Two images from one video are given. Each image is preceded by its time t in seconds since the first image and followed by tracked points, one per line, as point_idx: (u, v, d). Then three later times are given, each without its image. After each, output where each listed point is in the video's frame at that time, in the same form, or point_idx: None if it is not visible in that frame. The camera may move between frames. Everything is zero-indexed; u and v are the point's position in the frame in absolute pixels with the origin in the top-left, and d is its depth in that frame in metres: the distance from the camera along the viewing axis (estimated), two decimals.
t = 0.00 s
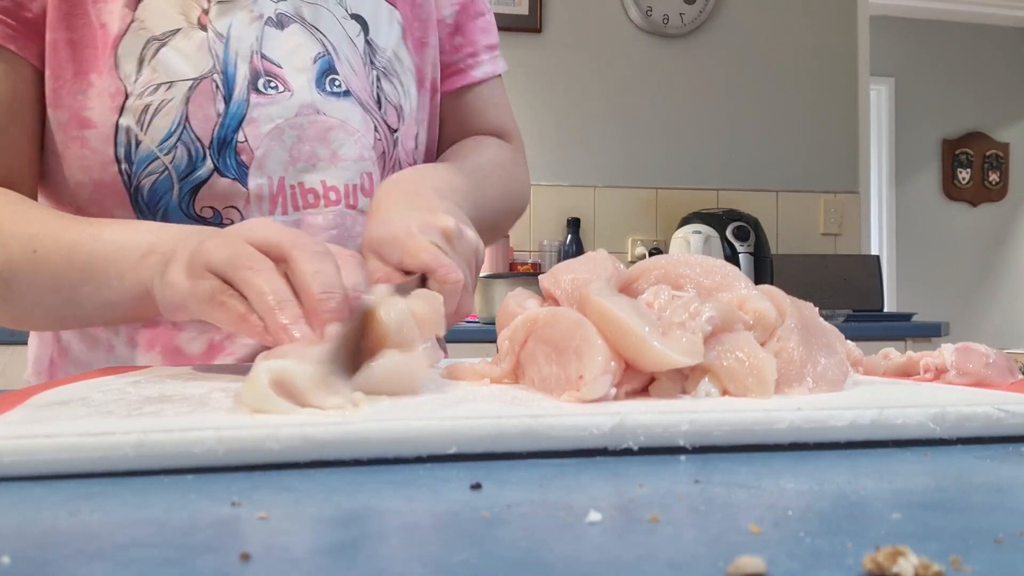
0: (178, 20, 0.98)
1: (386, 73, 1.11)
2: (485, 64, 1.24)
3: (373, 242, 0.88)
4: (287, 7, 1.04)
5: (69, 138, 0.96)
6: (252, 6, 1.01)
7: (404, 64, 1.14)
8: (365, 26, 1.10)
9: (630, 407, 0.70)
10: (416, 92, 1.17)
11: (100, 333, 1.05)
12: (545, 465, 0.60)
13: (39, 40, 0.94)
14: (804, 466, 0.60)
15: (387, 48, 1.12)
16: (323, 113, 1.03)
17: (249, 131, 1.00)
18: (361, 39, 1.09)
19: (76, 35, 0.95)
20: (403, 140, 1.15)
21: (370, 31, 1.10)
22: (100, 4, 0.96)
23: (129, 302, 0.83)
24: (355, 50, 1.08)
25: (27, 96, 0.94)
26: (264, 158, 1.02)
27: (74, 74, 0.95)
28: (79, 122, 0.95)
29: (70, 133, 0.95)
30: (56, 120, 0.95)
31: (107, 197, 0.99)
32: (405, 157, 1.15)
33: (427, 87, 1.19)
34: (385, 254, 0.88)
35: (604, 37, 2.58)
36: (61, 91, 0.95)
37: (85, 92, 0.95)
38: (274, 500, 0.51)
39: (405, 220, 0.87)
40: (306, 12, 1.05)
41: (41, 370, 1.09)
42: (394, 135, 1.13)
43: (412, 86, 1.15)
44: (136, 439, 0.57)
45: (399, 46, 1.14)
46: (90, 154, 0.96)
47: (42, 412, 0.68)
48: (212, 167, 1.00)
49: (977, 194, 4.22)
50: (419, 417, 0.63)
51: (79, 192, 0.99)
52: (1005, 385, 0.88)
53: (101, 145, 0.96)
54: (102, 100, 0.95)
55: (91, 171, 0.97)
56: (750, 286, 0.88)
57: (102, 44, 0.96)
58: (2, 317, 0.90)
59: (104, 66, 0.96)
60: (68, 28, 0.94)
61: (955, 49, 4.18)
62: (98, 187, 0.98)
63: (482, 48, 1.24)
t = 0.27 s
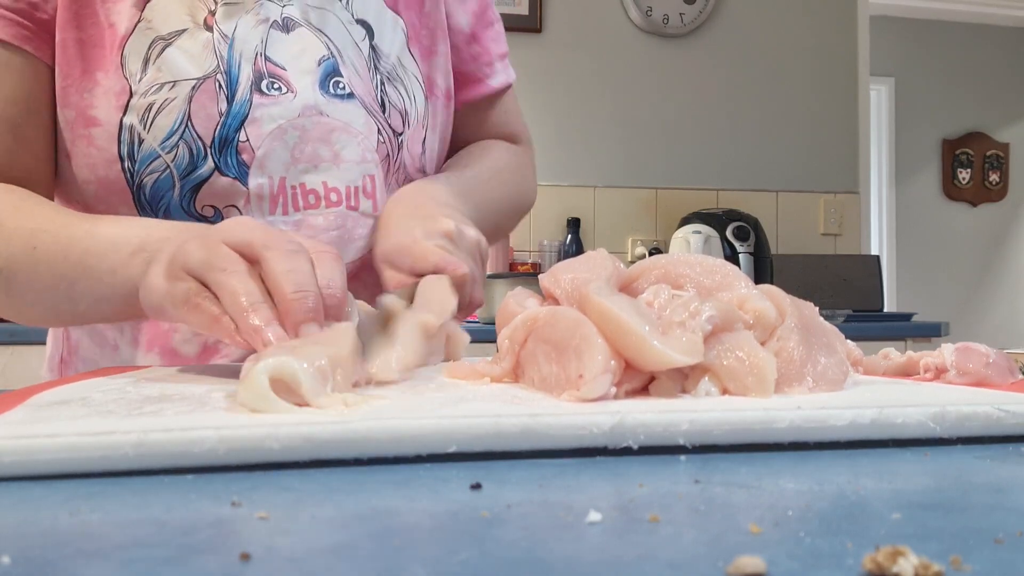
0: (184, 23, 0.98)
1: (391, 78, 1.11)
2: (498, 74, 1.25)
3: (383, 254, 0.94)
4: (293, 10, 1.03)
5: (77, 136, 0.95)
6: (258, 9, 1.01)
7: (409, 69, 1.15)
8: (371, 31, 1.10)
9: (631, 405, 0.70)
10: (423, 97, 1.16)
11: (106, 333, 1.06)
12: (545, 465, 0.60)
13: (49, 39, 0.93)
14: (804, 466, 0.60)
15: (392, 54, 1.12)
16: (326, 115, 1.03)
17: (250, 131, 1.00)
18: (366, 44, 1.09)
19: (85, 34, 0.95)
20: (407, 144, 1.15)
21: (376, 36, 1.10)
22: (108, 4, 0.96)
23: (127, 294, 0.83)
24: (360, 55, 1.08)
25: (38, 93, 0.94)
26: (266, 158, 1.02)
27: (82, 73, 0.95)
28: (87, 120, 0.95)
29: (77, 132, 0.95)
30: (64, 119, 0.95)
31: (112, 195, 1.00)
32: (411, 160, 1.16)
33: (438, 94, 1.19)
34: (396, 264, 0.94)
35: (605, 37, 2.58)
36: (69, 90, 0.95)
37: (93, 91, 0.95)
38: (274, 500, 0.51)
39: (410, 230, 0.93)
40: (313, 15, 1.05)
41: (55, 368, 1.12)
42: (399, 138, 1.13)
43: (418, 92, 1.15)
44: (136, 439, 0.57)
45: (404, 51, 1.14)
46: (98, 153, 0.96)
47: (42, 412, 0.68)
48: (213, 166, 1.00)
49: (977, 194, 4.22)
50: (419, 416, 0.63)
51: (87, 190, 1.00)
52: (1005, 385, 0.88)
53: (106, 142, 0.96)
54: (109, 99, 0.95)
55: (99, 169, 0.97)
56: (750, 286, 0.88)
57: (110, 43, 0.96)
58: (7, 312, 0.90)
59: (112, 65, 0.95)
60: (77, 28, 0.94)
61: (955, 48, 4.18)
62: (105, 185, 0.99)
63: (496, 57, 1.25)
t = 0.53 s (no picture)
0: (202, 24, 0.99)
1: (408, 86, 1.13)
2: (501, 87, 1.26)
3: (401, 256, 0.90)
4: (310, 19, 1.06)
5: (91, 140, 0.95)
6: (277, 16, 1.03)
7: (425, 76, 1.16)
8: (388, 40, 1.12)
9: (630, 404, 0.69)
10: (442, 106, 1.17)
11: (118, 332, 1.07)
12: (545, 464, 0.60)
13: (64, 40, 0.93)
14: (803, 465, 0.60)
15: (407, 62, 1.14)
16: (342, 122, 1.05)
17: (267, 135, 1.01)
18: (384, 53, 1.11)
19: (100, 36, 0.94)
20: (421, 152, 1.15)
21: (392, 45, 1.13)
22: (125, 6, 0.96)
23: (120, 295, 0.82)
24: (377, 63, 1.10)
25: (49, 93, 0.93)
26: (281, 163, 1.02)
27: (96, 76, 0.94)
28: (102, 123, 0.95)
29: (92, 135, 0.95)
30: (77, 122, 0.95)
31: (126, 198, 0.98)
32: (424, 168, 1.17)
33: (454, 103, 1.19)
34: (414, 266, 0.89)
35: (605, 37, 2.58)
36: (83, 93, 0.94)
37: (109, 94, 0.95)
38: (274, 500, 0.51)
39: (431, 233, 0.90)
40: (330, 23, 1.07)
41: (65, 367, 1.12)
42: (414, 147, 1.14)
43: (437, 100, 1.16)
44: (137, 438, 0.57)
45: (421, 60, 1.16)
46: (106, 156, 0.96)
47: (42, 412, 0.68)
48: (229, 170, 1.00)
49: (977, 194, 4.22)
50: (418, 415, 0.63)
51: (99, 194, 0.99)
52: (1004, 385, 0.88)
53: (120, 146, 0.95)
54: (125, 101, 0.95)
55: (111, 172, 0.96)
56: (751, 285, 0.88)
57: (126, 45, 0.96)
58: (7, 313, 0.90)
59: (129, 67, 0.95)
60: (93, 30, 0.94)
61: (955, 48, 4.18)
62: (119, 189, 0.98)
63: (497, 72, 1.25)
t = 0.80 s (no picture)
0: (221, 13, 1.06)
1: (428, 86, 1.15)
2: (526, 96, 1.28)
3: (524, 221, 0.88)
4: (332, 14, 1.11)
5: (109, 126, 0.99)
6: (299, 11, 1.09)
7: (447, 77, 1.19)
8: (409, 37, 1.16)
9: (630, 404, 0.69)
10: (459, 107, 1.20)
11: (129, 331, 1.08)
12: (545, 465, 0.59)
13: (81, 32, 0.98)
14: (803, 466, 0.60)
15: (428, 62, 1.17)
16: (359, 116, 1.09)
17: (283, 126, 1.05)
18: (405, 50, 1.15)
19: (119, 26, 1.00)
20: (439, 151, 1.16)
21: (414, 44, 1.16)
22: None
23: (107, 248, 0.82)
24: (398, 59, 1.14)
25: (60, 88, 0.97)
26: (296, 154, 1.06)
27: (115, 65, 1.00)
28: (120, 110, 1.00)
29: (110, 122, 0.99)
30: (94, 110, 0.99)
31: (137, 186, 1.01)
32: (442, 168, 1.17)
33: (473, 106, 1.23)
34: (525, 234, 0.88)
35: (605, 36, 2.58)
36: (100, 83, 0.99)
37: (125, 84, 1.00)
38: (273, 500, 0.51)
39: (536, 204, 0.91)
40: (352, 20, 1.11)
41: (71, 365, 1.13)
42: (433, 145, 1.15)
43: (454, 101, 1.19)
44: (136, 438, 0.57)
45: (441, 61, 1.19)
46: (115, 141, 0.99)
47: (40, 412, 0.67)
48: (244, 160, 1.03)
49: (978, 194, 4.22)
50: (418, 415, 0.62)
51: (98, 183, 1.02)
52: (1005, 385, 0.88)
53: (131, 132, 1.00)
54: (142, 88, 1.01)
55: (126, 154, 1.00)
56: (751, 285, 0.88)
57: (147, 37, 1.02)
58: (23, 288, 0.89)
59: (147, 55, 1.01)
60: (112, 20, 0.99)
61: (956, 48, 4.18)
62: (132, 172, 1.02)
63: (523, 80, 1.28)
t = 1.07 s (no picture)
0: None
1: (460, 79, 1.18)
2: (553, 101, 1.40)
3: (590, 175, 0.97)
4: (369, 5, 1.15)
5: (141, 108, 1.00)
6: None
7: (477, 70, 1.24)
8: (441, 31, 1.19)
9: (630, 404, 0.69)
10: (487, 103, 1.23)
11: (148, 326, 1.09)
12: (545, 465, 0.60)
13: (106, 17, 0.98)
14: (803, 466, 0.60)
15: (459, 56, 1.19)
16: (395, 103, 1.11)
17: (322, 109, 1.08)
18: (438, 44, 1.18)
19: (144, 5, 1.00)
20: (472, 143, 1.19)
21: (447, 38, 1.19)
22: None
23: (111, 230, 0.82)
24: (433, 51, 1.17)
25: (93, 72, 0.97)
26: (334, 137, 1.09)
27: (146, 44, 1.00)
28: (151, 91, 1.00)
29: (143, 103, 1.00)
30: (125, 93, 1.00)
31: (171, 167, 1.03)
32: (474, 163, 1.20)
33: (501, 106, 1.32)
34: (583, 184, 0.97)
35: (605, 36, 2.58)
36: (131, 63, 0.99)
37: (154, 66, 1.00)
38: (273, 500, 0.51)
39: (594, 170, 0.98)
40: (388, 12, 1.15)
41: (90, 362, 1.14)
42: (467, 137, 1.18)
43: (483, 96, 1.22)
44: (136, 437, 0.57)
45: (470, 58, 1.22)
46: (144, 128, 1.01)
47: (41, 412, 0.67)
48: (282, 141, 1.06)
49: (977, 194, 4.22)
50: (419, 414, 0.62)
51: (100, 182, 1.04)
52: (1005, 385, 0.88)
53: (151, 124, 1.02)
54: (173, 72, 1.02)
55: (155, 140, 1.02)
56: (751, 285, 0.89)
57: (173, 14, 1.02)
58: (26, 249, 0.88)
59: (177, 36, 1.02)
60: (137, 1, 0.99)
61: (955, 48, 4.18)
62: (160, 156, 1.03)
63: (549, 84, 1.39)
